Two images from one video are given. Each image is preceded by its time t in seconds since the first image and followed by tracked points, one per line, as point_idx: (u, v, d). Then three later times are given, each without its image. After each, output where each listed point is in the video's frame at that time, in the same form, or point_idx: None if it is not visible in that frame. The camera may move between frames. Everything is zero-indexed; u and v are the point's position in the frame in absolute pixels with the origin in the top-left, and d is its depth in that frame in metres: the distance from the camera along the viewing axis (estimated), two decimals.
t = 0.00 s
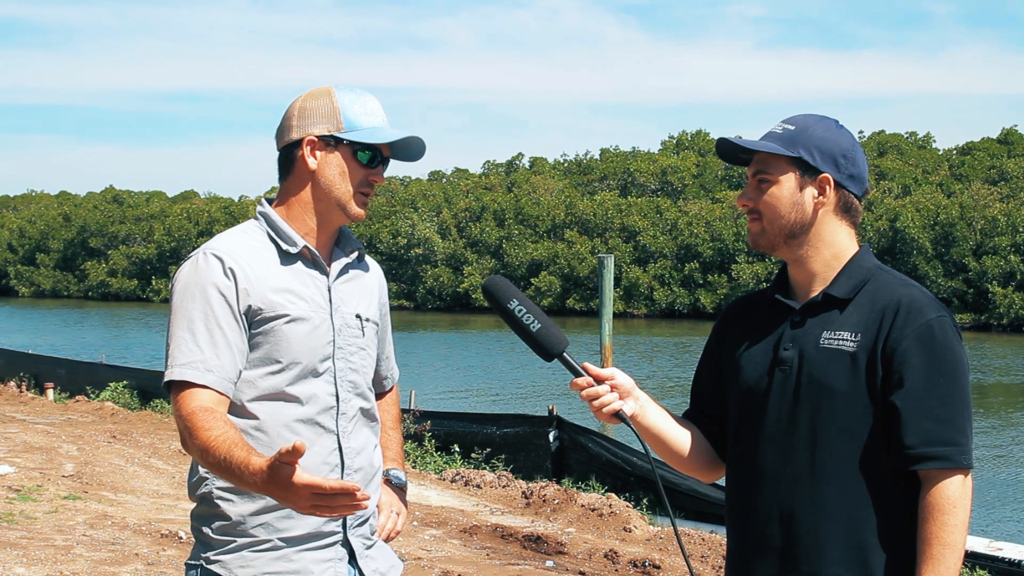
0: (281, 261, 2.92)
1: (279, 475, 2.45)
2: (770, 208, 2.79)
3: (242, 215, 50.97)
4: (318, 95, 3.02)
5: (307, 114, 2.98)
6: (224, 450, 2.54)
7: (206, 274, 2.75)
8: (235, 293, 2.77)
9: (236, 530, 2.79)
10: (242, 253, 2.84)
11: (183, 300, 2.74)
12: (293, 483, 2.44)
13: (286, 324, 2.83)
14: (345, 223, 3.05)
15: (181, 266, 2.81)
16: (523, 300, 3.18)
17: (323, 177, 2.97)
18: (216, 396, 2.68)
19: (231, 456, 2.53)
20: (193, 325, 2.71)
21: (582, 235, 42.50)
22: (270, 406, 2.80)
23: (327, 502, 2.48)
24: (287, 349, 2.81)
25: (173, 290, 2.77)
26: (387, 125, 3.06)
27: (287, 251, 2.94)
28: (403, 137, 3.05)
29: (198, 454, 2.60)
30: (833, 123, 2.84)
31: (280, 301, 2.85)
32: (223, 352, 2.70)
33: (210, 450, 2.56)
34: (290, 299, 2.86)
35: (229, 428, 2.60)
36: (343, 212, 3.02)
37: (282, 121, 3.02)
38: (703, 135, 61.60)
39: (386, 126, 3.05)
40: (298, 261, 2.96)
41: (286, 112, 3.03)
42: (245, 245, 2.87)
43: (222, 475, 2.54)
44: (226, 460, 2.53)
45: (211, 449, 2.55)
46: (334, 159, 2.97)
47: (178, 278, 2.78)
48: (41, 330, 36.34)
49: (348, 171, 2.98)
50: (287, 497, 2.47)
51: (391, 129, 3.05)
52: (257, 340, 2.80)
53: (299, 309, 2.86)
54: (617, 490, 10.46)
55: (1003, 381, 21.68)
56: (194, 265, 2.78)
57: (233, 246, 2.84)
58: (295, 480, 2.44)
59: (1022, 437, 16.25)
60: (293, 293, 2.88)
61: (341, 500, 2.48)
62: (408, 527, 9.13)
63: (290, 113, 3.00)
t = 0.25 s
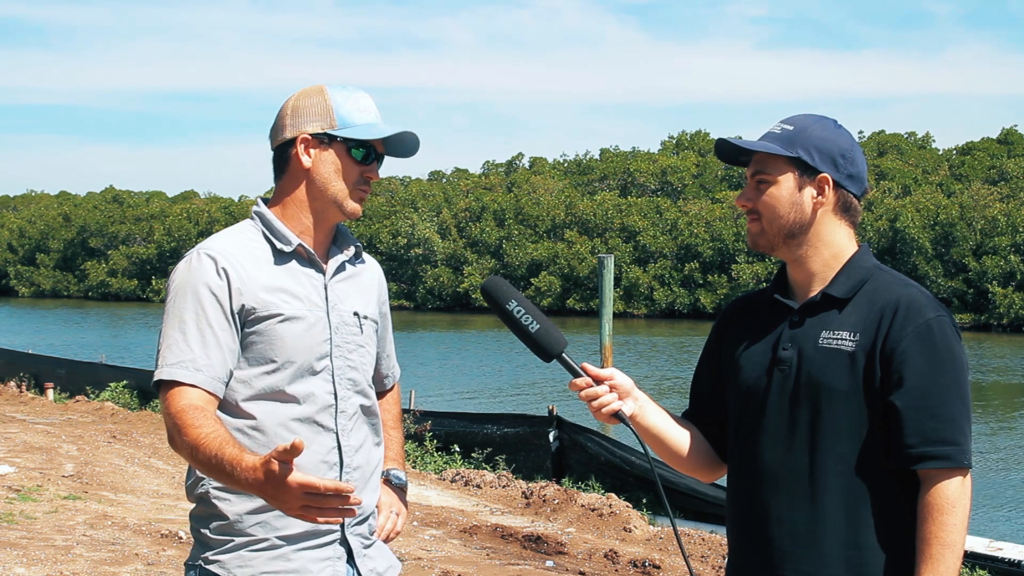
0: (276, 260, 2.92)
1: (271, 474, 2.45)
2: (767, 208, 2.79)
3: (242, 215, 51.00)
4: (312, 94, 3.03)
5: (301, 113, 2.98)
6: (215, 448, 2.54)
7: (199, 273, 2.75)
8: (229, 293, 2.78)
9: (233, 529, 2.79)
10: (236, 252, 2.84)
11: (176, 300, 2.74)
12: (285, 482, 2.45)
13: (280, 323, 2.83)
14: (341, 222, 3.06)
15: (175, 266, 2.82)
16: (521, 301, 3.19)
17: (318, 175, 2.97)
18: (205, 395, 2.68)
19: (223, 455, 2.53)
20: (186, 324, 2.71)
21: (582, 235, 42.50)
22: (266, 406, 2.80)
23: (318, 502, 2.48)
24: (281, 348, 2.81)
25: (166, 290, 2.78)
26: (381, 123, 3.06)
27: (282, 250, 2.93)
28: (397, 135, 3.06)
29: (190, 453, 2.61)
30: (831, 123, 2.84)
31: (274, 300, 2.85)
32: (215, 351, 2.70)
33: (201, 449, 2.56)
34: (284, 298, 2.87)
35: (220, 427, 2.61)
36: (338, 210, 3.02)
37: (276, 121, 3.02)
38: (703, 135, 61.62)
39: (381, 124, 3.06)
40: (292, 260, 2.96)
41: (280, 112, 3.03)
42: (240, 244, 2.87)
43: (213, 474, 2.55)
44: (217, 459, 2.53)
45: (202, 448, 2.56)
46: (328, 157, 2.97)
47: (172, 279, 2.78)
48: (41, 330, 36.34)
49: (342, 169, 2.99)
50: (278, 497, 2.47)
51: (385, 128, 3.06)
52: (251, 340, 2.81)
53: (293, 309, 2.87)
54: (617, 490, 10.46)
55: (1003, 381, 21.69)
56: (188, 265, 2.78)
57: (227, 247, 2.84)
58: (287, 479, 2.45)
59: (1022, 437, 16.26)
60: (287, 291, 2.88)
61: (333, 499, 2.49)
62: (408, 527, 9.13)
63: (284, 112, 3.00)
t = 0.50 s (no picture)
0: (273, 260, 2.92)
1: (268, 472, 2.46)
2: (766, 208, 2.79)
3: (242, 215, 51.00)
4: (309, 94, 3.03)
5: (298, 113, 2.98)
6: (212, 447, 2.55)
7: (197, 273, 2.76)
8: (227, 293, 2.78)
9: (230, 528, 2.79)
10: (234, 252, 2.85)
11: (173, 300, 2.75)
12: (282, 481, 2.45)
13: (277, 322, 2.83)
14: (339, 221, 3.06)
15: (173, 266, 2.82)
16: (520, 300, 3.19)
17: (316, 175, 2.97)
18: (203, 395, 2.69)
19: (220, 454, 2.53)
20: (183, 324, 2.72)
21: (582, 235, 42.50)
22: (264, 406, 2.80)
23: (315, 500, 2.49)
24: (280, 347, 2.81)
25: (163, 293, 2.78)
26: (379, 122, 3.07)
27: (279, 249, 2.94)
28: (395, 133, 3.06)
29: (186, 451, 2.61)
30: (829, 123, 2.84)
31: (271, 299, 2.85)
32: (212, 350, 2.70)
33: (197, 448, 2.57)
34: (282, 296, 2.87)
35: (216, 426, 2.61)
36: (336, 209, 3.02)
37: (273, 121, 3.03)
38: (703, 135, 61.61)
39: (378, 124, 3.06)
40: (290, 259, 2.96)
41: (277, 112, 3.03)
42: (237, 245, 2.87)
43: (212, 473, 2.55)
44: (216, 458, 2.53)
45: (198, 447, 2.56)
46: (326, 158, 2.97)
47: (169, 279, 2.79)
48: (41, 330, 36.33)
49: (340, 168, 2.99)
50: (273, 497, 2.47)
51: (383, 127, 3.06)
52: (249, 339, 2.81)
53: (291, 308, 2.87)
54: (617, 490, 10.46)
55: (1003, 381, 21.70)
56: (185, 265, 2.78)
57: (225, 247, 2.85)
58: (284, 477, 2.45)
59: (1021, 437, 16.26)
60: (286, 290, 2.88)
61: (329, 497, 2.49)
62: (408, 527, 9.13)
63: (281, 112, 3.00)
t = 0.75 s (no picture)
0: (274, 261, 2.93)
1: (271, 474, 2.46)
2: (764, 208, 2.80)
3: (242, 215, 51.00)
4: (311, 94, 3.03)
5: (300, 114, 2.98)
6: (215, 448, 2.55)
7: (197, 274, 2.75)
8: (228, 293, 2.78)
9: (228, 528, 2.80)
10: (235, 253, 2.85)
11: (174, 300, 2.75)
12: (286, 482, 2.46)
13: (278, 323, 2.84)
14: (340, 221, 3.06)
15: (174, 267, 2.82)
16: (519, 301, 3.20)
17: (318, 176, 2.98)
18: (203, 395, 2.68)
19: (223, 454, 2.53)
20: (184, 324, 2.72)
21: (582, 235, 42.51)
22: (263, 406, 2.80)
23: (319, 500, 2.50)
24: (280, 347, 2.82)
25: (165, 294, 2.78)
26: (380, 124, 3.07)
27: (280, 250, 2.94)
28: (396, 135, 3.06)
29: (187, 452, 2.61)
30: (827, 123, 2.85)
31: (272, 300, 2.85)
32: (211, 351, 2.70)
33: (199, 449, 2.56)
34: (283, 298, 2.87)
35: (217, 427, 2.61)
36: (337, 209, 3.02)
37: (274, 122, 3.02)
38: (703, 134, 61.61)
39: (380, 125, 3.06)
40: (291, 260, 2.97)
41: (278, 112, 3.03)
42: (239, 244, 2.88)
43: (214, 473, 2.55)
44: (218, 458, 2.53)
45: (199, 447, 2.56)
46: (328, 158, 2.98)
47: (170, 281, 2.79)
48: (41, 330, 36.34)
49: (342, 169, 2.99)
50: (277, 499, 2.48)
51: (385, 128, 3.06)
52: (250, 340, 2.81)
53: (292, 308, 2.87)
54: (617, 490, 10.45)
55: (1004, 381, 21.70)
56: (186, 266, 2.78)
57: (226, 247, 2.85)
58: (288, 477, 2.46)
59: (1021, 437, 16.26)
60: (287, 291, 2.89)
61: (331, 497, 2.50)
62: (408, 527, 9.13)
63: (282, 112, 3.00)
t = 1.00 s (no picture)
0: (284, 260, 2.93)
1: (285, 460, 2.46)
2: (760, 207, 2.80)
3: (242, 215, 50.97)
4: (318, 92, 3.04)
5: (306, 114, 2.98)
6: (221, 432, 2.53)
7: (202, 270, 2.74)
8: (235, 291, 2.78)
9: (224, 528, 2.78)
10: (241, 250, 2.84)
11: (178, 295, 2.72)
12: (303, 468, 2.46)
13: (284, 325, 2.83)
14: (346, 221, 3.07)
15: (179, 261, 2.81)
16: (518, 299, 3.20)
17: (328, 177, 2.98)
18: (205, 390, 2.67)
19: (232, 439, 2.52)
20: (188, 322, 2.70)
21: (582, 235, 42.50)
22: (264, 405, 2.80)
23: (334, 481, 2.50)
24: (283, 348, 2.82)
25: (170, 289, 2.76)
26: (388, 124, 3.08)
27: (290, 250, 2.94)
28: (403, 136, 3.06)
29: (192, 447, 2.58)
30: (827, 123, 2.85)
31: (279, 301, 2.85)
32: (213, 349, 2.68)
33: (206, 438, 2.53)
34: (290, 299, 2.87)
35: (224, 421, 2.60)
36: (346, 210, 3.03)
37: (279, 121, 3.02)
38: (703, 134, 61.61)
39: (387, 124, 3.07)
40: (300, 261, 2.97)
41: (283, 112, 3.02)
42: (246, 244, 2.87)
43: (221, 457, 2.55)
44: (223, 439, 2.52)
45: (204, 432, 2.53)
46: (338, 158, 2.98)
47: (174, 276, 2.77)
48: (41, 330, 36.33)
49: (352, 170, 3.00)
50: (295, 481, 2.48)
51: (393, 128, 3.07)
52: (255, 340, 2.81)
53: (298, 310, 2.87)
54: (616, 490, 10.45)
55: (1004, 381, 21.70)
56: (191, 262, 2.77)
57: (233, 244, 2.84)
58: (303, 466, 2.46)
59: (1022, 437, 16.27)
60: (293, 292, 2.89)
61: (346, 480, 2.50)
62: (408, 527, 9.13)
63: (289, 111, 3.00)
